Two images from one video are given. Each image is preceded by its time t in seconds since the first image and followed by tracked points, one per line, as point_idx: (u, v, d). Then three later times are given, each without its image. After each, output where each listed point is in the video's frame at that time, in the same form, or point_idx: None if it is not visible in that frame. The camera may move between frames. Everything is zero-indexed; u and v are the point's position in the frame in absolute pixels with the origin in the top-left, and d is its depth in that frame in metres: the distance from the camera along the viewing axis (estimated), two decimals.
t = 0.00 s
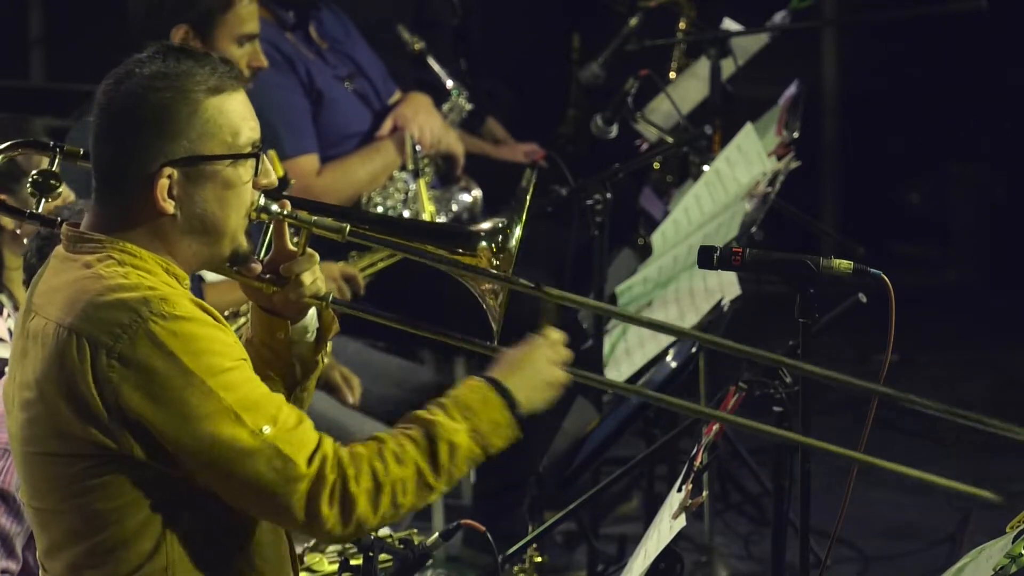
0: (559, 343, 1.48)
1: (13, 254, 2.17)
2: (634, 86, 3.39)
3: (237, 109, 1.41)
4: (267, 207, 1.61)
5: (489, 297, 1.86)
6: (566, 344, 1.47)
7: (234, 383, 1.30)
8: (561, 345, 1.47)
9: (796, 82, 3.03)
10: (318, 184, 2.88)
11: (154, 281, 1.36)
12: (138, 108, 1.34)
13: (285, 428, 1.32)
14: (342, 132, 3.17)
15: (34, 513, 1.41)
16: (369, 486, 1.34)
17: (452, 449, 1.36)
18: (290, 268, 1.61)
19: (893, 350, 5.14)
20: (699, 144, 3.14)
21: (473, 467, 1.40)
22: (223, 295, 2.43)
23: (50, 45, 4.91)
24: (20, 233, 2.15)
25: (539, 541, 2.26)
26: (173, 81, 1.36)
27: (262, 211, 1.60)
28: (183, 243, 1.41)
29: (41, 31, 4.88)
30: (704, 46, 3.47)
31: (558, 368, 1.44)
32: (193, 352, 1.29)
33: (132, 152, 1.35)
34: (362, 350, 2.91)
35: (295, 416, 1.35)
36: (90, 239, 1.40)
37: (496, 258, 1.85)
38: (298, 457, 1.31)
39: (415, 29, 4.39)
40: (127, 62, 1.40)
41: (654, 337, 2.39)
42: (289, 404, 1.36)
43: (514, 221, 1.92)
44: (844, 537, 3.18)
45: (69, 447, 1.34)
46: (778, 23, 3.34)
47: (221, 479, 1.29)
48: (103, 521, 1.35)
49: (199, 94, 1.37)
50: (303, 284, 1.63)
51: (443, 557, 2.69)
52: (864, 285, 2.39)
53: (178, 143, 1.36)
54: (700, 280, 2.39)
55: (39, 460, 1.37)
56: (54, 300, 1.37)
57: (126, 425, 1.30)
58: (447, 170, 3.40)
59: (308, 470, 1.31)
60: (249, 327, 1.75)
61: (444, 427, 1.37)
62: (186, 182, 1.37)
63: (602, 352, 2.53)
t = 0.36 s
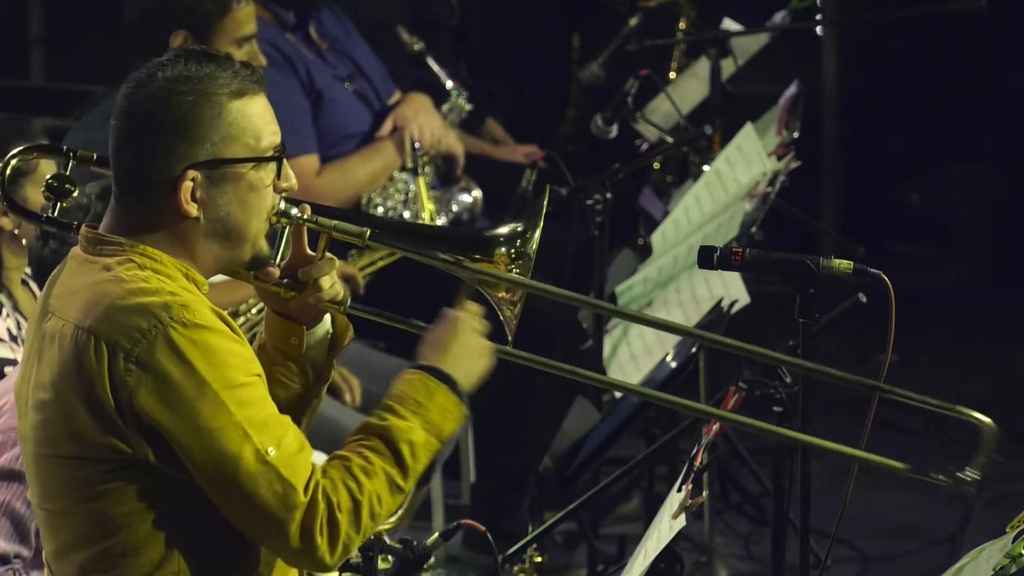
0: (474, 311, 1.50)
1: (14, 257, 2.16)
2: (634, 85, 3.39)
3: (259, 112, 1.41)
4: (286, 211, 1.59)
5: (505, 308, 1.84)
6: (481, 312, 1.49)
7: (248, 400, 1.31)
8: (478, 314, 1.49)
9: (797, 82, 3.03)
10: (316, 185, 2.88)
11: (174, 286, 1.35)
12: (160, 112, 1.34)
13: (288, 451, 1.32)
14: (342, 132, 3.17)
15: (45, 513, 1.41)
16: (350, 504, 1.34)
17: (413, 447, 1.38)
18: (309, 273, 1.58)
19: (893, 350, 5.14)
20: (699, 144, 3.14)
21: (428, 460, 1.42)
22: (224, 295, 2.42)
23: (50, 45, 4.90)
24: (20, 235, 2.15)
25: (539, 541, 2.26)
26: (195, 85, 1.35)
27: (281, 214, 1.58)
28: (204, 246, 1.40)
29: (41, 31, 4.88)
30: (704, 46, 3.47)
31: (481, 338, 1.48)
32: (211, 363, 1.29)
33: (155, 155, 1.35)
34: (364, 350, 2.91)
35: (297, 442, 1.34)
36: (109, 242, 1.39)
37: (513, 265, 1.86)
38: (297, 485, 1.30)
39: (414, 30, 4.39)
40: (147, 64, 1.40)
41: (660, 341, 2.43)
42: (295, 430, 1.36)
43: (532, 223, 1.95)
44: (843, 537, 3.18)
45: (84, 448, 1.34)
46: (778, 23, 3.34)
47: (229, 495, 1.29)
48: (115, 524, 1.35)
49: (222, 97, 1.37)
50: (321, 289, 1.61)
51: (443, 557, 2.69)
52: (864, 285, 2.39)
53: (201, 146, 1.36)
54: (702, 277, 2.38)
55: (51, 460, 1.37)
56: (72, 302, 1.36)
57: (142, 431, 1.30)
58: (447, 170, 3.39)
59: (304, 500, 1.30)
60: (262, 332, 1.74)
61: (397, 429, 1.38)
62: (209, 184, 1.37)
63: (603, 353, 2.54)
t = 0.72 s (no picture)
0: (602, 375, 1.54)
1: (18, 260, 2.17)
2: (634, 85, 3.38)
3: (266, 119, 1.41)
4: (288, 218, 1.58)
5: (502, 323, 1.83)
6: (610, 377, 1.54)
7: (260, 385, 1.31)
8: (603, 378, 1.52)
9: (797, 83, 3.03)
10: (316, 185, 2.88)
11: (177, 287, 1.35)
12: (168, 115, 1.34)
13: (311, 427, 1.33)
14: (341, 132, 3.17)
15: (42, 512, 1.41)
16: (402, 489, 1.36)
17: (492, 463, 1.39)
18: (309, 280, 1.59)
19: (893, 350, 5.14)
20: (699, 144, 3.14)
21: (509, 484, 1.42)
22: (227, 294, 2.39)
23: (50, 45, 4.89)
24: (25, 237, 2.14)
25: (538, 541, 2.26)
26: (204, 88, 1.35)
27: (284, 221, 1.58)
28: (206, 251, 1.40)
29: (41, 31, 4.87)
30: (704, 46, 3.46)
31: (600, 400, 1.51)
32: (219, 358, 1.29)
33: (161, 157, 1.35)
34: (364, 350, 2.91)
35: (320, 417, 1.36)
36: (110, 242, 1.39)
37: (513, 281, 1.87)
38: (326, 459, 1.32)
39: (414, 30, 4.39)
40: (156, 65, 1.40)
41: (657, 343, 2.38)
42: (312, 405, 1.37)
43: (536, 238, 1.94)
44: (843, 537, 3.18)
45: (85, 448, 1.33)
46: (778, 23, 3.34)
47: (248, 478, 1.30)
48: (117, 524, 1.35)
49: (230, 103, 1.37)
50: (321, 296, 1.63)
51: (443, 557, 2.69)
52: (865, 285, 2.39)
53: (207, 150, 1.36)
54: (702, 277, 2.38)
55: (51, 460, 1.37)
56: (74, 301, 1.36)
57: (146, 429, 1.30)
58: (446, 170, 3.39)
59: (342, 469, 1.33)
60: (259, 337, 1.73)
61: (486, 443, 1.40)
62: (213, 190, 1.37)
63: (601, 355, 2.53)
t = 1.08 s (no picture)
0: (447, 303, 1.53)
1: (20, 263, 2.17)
2: (634, 85, 3.38)
3: (248, 112, 1.41)
4: (277, 207, 1.55)
5: (500, 294, 1.87)
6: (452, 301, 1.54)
7: (237, 396, 1.31)
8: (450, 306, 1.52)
9: (796, 82, 3.03)
10: (318, 184, 2.88)
11: (169, 283, 1.36)
12: (148, 114, 1.34)
13: (280, 450, 1.32)
14: (342, 132, 3.17)
15: (37, 509, 1.41)
16: (337, 501, 1.36)
17: (395, 440, 1.41)
18: (302, 267, 1.60)
19: (893, 350, 5.14)
20: (699, 144, 3.14)
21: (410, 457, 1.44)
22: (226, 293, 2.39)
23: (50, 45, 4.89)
24: (26, 239, 2.14)
25: (539, 541, 2.26)
26: (184, 85, 1.35)
27: (273, 211, 1.54)
28: (195, 245, 1.40)
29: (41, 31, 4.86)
30: (704, 46, 3.46)
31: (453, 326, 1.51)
32: (203, 360, 1.29)
33: (143, 155, 1.35)
34: (364, 349, 2.91)
35: (288, 439, 1.35)
36: (101, 238, 1.39)
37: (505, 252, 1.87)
38: (288, 482, 1.31)
39: (414, 30, 4.39)
40: (139, 64, 1.40)
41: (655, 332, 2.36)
42: (284, 426, 1.37)
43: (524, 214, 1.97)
44: (843, 537, 3.19)
45: (76, 445, 1.34)
46: (778, 23, 3.34)
47: (223, 490, 1.29)
48: (108, 521, 1.35)
49: (210, 99, 1.37)
50: (314, 283, 1.64)
51: (444, 557, 2.70)
52: (864, 285, 2.39)
53: (189, 147, 1.36)
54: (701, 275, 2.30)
55: (43, 456, 1.37)
56: (65, 298, 1.36)
57: (135, 428, 1.30)
58: (447, 170, 3.40)
59: (296, 498, 1.31)
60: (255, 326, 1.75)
61: (381, 424, 1.40)
62: (197, 185, 1.37)
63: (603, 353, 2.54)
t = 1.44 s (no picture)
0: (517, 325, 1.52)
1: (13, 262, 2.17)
2: (634, 85, 3.38)
3: (220, 107, 1.40)
4: (251, 203, 1.57)
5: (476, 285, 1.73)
6: (522, 324, 1.52)
7: (219, 379, 1.30)
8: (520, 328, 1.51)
9: (796, 82, 3.02)
10: (317, 183, 2.88)
11: (144, 275, 1.35)
12: (119, 111, 1.34)
13: (268, 427, 1.32)
14: (342, 131, 3.17)
15: (25, 507, 1.42)
16: (344, 485, 1.35)
17: (422, 441, 1.38)
18: (277, 263, 1.61)
19: (893, 350, 5.14)
20: (700, 143, 3.14)
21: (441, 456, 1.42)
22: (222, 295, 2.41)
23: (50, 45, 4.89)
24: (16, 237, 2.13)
25: (538, 541, 2.26)
26: (155, 81, 1.35)
27: (247, 206, 1.57)
28: (169, 241, 1.40)
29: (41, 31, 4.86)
30: (704, 46, 3.46)
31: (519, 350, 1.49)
32: (182, 349, 1.29)
33: (115, 153, 1.35)
34: (362, 349, 2.91)
35: (277, 417, 1.35)
36: (77, 235, 1.39)
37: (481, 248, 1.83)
38: (279, 459, 1.31)
39: (415, 30, 4.39)
40: (111, 61, 1.40)
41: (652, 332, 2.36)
42: (271, 403, 1.36)
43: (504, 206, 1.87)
44: (843, 537, 3.18)
45: (60, 441, 1.34)
46: (778, 23, 3.34)
47: (207, 476, 1.29)
48: (94, 515, 1.35)
49: (180, 94, 1.36)
50: (290, 279, 1.64)
51: (443, 557, 2.70)
52: (864, 285, 2.39)
53: (160, 143, 1.35)
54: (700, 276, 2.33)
55: (29, 454, 1.37)
56: (43, 296, 1.36)
57: (115, 420, 1.30)
58: (447, 170, 3.41)
59: (288, 472, 1.31)
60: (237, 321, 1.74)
61: (412, 420, 1.39)
62: (169, 181, 1.37)
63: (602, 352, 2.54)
